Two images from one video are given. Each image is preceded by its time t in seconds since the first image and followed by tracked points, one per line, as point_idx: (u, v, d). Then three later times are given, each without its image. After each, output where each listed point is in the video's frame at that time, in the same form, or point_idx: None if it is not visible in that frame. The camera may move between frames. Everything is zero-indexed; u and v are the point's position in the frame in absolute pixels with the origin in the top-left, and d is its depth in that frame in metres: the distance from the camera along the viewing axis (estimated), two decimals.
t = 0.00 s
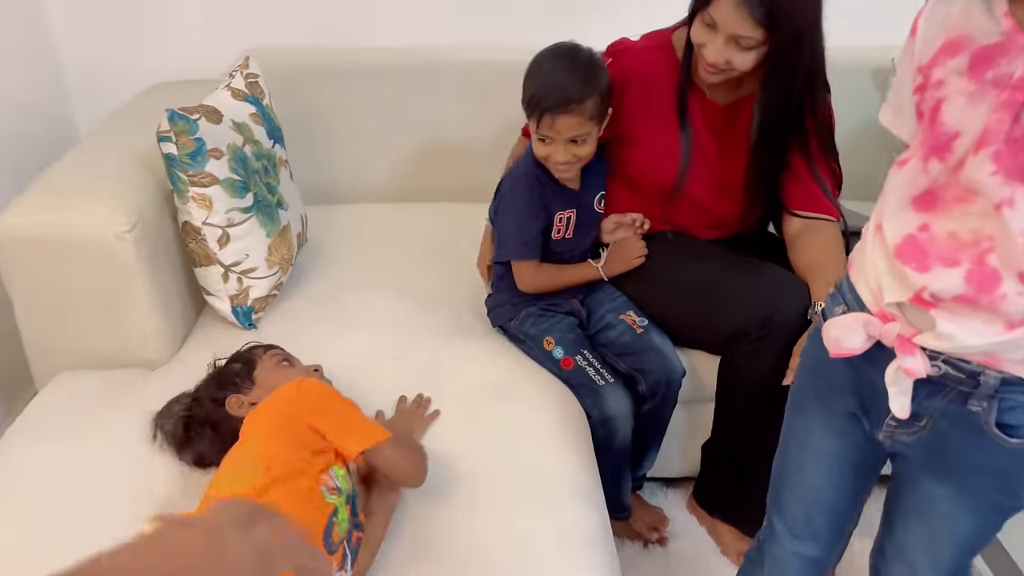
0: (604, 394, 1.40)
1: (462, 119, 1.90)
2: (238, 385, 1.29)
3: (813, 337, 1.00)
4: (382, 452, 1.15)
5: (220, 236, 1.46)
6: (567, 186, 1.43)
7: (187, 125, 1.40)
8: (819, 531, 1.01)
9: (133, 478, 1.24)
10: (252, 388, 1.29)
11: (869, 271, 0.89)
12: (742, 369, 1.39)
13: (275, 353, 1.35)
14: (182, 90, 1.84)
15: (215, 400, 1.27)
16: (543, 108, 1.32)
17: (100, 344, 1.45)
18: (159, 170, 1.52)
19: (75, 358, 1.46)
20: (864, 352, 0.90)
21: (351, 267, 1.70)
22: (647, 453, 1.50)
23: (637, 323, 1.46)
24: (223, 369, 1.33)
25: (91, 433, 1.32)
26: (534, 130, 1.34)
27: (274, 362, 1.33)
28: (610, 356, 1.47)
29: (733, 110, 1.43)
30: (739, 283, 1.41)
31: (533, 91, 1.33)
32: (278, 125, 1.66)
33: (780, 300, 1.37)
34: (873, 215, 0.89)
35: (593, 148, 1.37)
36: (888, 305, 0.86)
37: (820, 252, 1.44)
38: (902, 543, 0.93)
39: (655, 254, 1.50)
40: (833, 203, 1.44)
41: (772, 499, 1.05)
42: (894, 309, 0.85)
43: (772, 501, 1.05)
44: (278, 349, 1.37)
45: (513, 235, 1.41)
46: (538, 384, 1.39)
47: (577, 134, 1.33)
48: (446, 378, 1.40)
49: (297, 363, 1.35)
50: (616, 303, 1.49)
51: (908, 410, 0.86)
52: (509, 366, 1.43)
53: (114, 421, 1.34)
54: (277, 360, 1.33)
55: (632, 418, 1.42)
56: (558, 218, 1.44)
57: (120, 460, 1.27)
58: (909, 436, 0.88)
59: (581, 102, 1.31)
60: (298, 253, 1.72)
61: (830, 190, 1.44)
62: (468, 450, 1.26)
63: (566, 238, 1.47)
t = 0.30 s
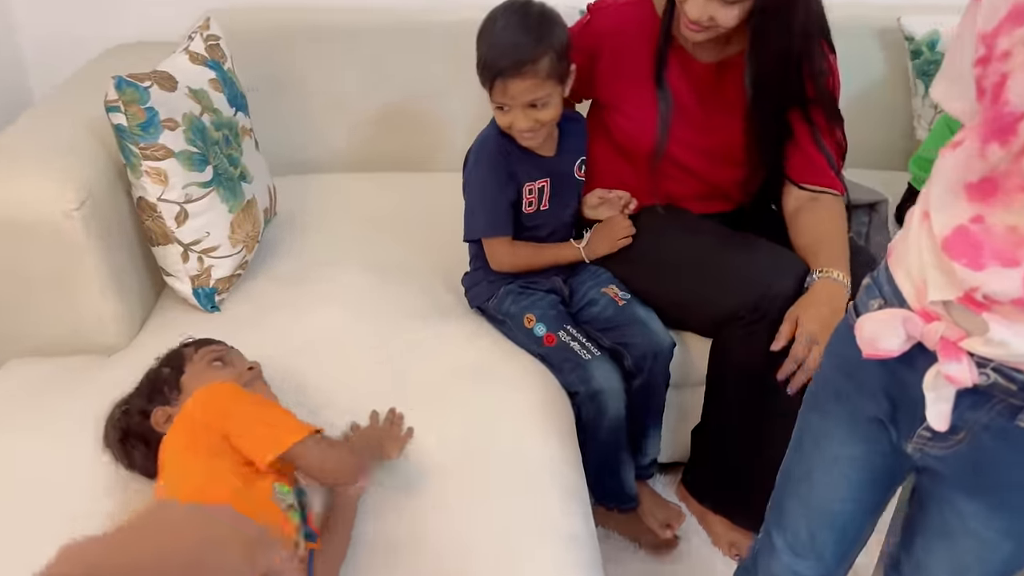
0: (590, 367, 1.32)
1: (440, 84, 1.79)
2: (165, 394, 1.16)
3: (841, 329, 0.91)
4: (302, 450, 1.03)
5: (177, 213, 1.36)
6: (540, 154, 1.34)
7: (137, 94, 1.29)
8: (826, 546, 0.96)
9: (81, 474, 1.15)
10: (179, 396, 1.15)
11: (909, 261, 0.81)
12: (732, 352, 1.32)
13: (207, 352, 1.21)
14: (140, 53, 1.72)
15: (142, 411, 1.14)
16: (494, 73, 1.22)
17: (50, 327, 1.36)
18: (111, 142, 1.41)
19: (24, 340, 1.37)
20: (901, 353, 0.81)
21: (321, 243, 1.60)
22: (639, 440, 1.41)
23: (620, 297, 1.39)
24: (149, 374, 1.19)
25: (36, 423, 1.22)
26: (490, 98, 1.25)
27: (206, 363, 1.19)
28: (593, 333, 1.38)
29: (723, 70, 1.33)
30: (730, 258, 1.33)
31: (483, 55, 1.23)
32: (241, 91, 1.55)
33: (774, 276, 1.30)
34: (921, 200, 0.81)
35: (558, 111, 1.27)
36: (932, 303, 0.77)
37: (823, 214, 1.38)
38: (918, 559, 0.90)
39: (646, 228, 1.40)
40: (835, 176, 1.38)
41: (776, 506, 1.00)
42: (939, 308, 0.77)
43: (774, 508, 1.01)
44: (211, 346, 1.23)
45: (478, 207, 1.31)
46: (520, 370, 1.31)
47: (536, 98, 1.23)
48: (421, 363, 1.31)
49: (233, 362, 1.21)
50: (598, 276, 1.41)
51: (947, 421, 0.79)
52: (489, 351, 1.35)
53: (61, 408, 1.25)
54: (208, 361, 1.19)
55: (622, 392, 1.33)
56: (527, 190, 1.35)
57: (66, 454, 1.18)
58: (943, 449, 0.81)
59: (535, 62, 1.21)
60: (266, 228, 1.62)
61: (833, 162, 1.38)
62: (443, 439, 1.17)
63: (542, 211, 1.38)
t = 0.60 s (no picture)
0: (588, 363, 1.24)
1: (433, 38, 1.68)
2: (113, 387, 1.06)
3: (873, 324, 0.89)
4: (130, 463, 0.91)
5: (149, 178, 1.27)
6: (547, 121, 1.24)
7: (101, 50, 1.19)
8: (846, 552, 0.91)
9: (46, 462, 1.08)
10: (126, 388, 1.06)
11: (959, 252, 0.77)
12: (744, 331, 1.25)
13: (157, 336, 1.09)
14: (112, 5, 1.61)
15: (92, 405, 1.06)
16: (493, 26, 1.12)
17: (17, 301, 1.28)
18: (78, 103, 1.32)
19: None
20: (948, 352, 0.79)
21: (307, 209, 1.51)
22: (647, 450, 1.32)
23: (626, 285, 1.31)
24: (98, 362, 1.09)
25: None
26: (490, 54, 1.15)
27: (154, 352, 1.07)
28: (595, 323, 1.30)
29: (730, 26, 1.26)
30: (743, 235, 1.26)
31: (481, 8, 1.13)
32: (220, 47, 1.45)
33: (793, 258, 1.22)
34: (972, 179, 0.77)
35: (566, 68, 1.17)
36: (986, 299, 0.74)
37: (813, 151, 1.27)
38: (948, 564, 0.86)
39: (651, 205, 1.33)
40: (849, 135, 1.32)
41: (792, 507, 0.95)
42: (993, 304, 0.74)
43: (789, 512, 0.95)
44: (162, 326, 1.11)
45: (474, 183, 1.22)
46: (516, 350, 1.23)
47: (539, 51, 1.13)
48: (410, 341, 1.24)
49: (188, 347, 1.09)
50: (603, 262, 1.33)
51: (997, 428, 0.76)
52: (484, 328, 1.27)
53: (26, 387, 1.17)
54: (157, 351, 1.08)
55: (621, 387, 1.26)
56: (532, 165, 1.25)
57: (30, 438, 1.11)
58: (991, 456, 0.78)
59: (536, 12, 1.11)
60: (248, 193, 1.53)
61: (847, 122, 1.31)
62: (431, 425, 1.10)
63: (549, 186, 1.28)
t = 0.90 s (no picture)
0: (617, 324, 1.19)
1: None
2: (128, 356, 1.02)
3: (929, 291, 0.84)
4: (258, 422, 0.90)
5: (164, 125, 1.21)
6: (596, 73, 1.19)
7: None
8: (895, 522, 0.88)
9: (63, 418, 1.05)
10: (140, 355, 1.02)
11: None
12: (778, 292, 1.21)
13: (162, 298, 1.04)
14: None
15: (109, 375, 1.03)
16: None
17: (29, 252, 1.24)
18: (89, 45, 1.25)
19: (3, 269, 1.25)
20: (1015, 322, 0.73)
21: (327, 158, 1.46)
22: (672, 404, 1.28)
23: (671, 250, 1.25)
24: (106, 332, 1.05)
25: (13, 359, 1.11)
26: None
27: (162, 316, 1.02)
28: (630, 285, 1.26)
29: None
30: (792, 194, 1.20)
31: None
32: None
33: (833, 216, 1.16)
34: None
35: (625, 15, 1.11)
36: None
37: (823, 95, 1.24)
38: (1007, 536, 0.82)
39: (701, 160, 1.29)
40: (877, 82, 1.26)
41: (839, 475, 0.91)
42: None
43: (838, 477, 0.92)
44: (166, 286, 1.06)
45: (507, 119, 1.15)
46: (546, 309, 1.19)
47: None
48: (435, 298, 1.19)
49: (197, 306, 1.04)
50: (645, 221, 1.29)
51: None
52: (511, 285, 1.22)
53: (40, 343, 1.13)
54: (164, 314, 1.03)
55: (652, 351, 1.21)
56: (570, 110, 1.19)
57: (46, 396, 1.07)
58: None
59: None
60: (266, 140, 1.48)
61: (875, 69, 1.25)
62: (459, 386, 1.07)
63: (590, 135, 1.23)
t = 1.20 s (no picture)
0: (657, 285, 1.16)
1: None
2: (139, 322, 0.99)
3: (991, 253, 0.72)
4: (292, 369, 0.88)
5: (191, 72, 1.17)
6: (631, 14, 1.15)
7: None
8: (953, 484, 0.79)
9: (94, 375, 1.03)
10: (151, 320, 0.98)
11: None
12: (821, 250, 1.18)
13: (159, 258, 1.00)
14: None
15: (128, 342, 1.00)
16: None
17: (51, 202, 1.19)
18: None
19: (26, 219, 1.22)
20: None
21: (355, 108, 1.42)
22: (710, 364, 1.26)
23: (713, 205, 1.22)
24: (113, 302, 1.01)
25: (41, 312, 1.08)
26: None
27: (161, 280, 0.99)
28: (670, 242, 1.23)
29: None
30: (844, 153, 1.16)
31: None
32: None
33: (883, 175, 1.13)
34: None
35: None
36: None
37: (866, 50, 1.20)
38: None
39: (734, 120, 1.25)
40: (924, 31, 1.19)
41: (888, 435, 0.82)
42: None
43: (888, 437, 0.82)
44: (162, 244, 1.02)
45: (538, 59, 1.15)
46: (585, 268, 1.16)
47: None
48: (472, 258, 1.16)
49: (194, 261, 1.00)
50: (687, 176, 1.25)
51: None
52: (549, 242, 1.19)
53: (67, 296, 1.10)
54: (162, 277, 0.99)
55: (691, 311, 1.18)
56: (601, 49, 1.16)
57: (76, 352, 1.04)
58: None
59: None
60: (291, 88, 1.43)
61: (922, 17, 1.19)
62: (501, 347, 1.04)
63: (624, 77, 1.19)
